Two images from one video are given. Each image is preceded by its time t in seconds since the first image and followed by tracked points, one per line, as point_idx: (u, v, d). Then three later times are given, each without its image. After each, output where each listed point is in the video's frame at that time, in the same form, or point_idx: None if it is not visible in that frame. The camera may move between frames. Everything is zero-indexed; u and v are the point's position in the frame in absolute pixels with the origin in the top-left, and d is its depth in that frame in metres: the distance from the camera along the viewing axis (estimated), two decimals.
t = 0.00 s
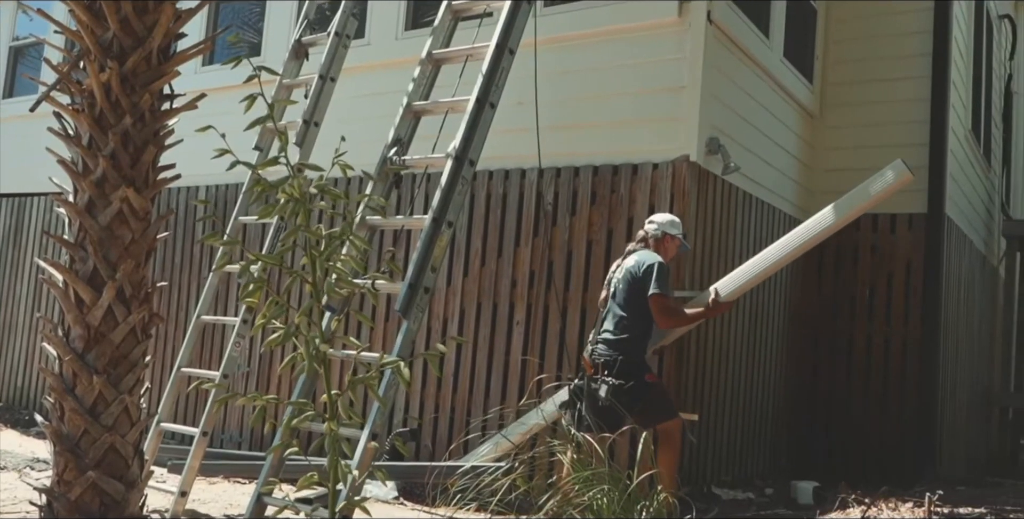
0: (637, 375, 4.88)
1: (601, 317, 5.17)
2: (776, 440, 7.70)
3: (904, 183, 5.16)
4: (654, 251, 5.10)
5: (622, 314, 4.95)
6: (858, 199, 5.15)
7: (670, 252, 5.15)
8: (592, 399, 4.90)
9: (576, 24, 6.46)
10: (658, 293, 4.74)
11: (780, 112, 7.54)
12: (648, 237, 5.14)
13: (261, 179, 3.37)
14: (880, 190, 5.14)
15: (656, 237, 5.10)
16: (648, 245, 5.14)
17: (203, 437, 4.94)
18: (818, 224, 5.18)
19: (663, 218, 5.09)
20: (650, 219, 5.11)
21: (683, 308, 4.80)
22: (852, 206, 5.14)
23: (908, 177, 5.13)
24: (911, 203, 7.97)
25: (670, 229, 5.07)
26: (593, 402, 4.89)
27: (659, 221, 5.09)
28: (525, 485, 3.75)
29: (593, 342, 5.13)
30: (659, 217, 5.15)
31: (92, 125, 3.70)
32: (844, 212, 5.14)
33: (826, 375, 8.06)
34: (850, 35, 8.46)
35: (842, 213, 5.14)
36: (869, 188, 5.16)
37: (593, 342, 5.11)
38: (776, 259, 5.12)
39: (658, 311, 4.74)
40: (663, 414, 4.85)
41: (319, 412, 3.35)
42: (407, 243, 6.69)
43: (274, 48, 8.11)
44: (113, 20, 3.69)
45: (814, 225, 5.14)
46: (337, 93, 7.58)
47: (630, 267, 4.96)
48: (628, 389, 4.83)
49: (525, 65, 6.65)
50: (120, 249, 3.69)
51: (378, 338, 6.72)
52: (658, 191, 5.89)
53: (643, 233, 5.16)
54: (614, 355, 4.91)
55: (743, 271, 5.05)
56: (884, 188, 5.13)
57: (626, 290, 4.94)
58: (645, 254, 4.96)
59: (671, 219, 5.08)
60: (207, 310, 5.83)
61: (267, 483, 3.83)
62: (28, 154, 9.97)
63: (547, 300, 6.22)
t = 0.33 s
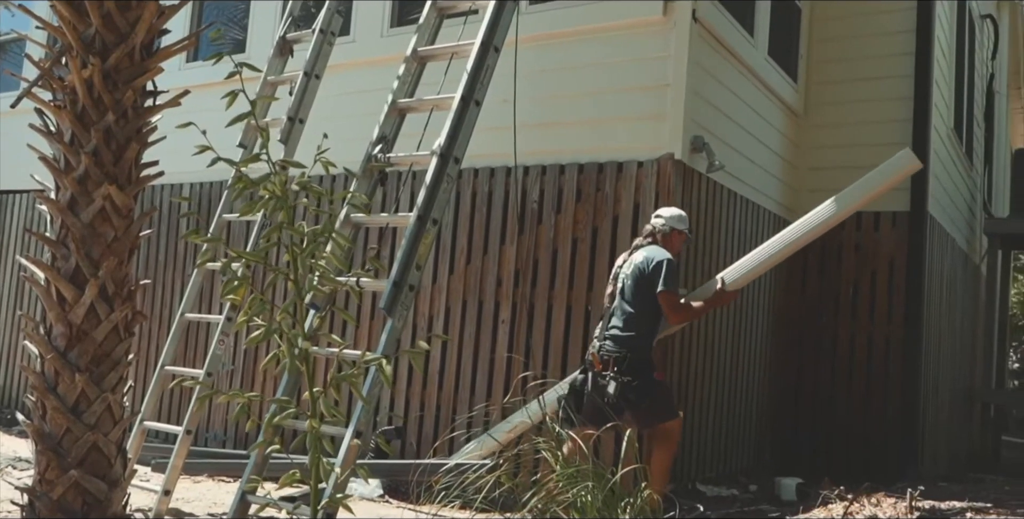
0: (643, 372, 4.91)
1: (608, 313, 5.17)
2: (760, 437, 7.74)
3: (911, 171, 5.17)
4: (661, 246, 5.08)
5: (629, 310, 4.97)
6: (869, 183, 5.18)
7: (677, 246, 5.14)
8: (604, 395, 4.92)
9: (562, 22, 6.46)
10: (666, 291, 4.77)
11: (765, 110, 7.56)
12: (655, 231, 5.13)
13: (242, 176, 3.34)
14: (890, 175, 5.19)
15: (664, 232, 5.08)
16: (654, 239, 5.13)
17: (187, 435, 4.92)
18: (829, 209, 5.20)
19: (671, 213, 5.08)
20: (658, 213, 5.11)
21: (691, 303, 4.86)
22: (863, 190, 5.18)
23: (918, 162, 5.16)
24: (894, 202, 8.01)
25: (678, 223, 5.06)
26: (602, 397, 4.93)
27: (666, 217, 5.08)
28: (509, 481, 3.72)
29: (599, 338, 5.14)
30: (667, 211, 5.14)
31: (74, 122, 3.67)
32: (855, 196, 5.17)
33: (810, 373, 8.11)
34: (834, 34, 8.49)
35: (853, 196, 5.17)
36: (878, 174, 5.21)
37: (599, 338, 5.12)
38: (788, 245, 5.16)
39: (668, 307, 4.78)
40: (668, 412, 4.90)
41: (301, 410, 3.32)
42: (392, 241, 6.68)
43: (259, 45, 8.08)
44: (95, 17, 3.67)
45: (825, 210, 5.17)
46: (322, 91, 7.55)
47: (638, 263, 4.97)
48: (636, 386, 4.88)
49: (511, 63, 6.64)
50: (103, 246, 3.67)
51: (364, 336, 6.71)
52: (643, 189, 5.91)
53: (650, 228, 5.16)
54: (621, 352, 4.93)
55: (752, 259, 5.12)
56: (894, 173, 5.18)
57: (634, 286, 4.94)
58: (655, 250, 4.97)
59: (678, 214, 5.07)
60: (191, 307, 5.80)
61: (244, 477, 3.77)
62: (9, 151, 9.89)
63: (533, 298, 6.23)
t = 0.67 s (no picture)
0: (650, 366, 4.91)
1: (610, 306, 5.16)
2: (745, 434, 7.77)
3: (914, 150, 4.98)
4: (666, 238, 5.09)
5: (635, 303, 4.96)
6: (868, 167, 5.04)
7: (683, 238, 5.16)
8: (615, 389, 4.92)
9: (547, 21, 6.45)
10: (677, 285, 4.77)
11: (749, 109, 7.58)
12: (658, 225, 5.14)
13: (223, 174, 3.33)
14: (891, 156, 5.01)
15: (669, 225, 5.10)
16: (655, 231, 5.15)
17: (171, 435, 4.89)
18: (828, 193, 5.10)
19: (675, 205, 5.11)
20: (660, 206, 5.13)
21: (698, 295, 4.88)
22: (862, 173, 5.04)
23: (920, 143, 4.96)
24: (878, 201, 8.05)
25: (683, 214, 5.09)
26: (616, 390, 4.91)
27: (670, 209, 5.11)
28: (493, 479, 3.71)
29: (602, 331, 5.14)
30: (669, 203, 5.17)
31: (56, 119, 3.65)
32: (853, 181, 5.05)
33: (794, 369, 8.16)
34: (819, 33, 8.53)
35: (851, 181, 5.05)
36: (879, 156, 5.04)
37: (602, 331, 5.11)
38: (783, 232, 5.13)
39: (678, 299, 4.78)
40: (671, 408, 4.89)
41: (282, 408, 3.31)
42: (377, 239, 6.68)
43: (243, 42, 8.04)
44: (78, 13, 3.64)
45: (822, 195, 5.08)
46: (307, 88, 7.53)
47: (646, 255, 4.97)
48: (645, 379, 4.85)
49: (496, 61, 6.64)
50: (85, 244, 3.65)
51: (350, 334, 6.70)
52: (628, 187, 5.92)
53: (653, 221, 5.18)
54: (627, 345, 4.93)
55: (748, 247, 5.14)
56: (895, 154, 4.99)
57: (640, 279, 4.96)
58: (660, 242, 4.99)
59: (681, 206, 5.10)
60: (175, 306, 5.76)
61: (224, 474, 3.75)
62: None
63: (518, 296, 6.23)
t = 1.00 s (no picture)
0: (650, 360, 4.87)
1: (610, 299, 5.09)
2: (730, 431, 7.80)
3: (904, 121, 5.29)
4: (662, 231, 5.07)
5: (634, 296, 4.92)
6: (865, 135, 5.28)
7: (677, 230, 5.15)
8: (612, 382, 4.82)
9: (532, 20, 6.45)
10: (677, 282, 4.77)
11: (734, 108, 7.60)
12: (654, 218, 5.12)
13: (204, 172, 3.31)
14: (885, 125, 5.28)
15: (664, 217, 5.08)
16: (650, 225, 5.13)
17: (154, 435, 4.85)
18: (828, 162, 5.33)
19: (669, 197, 5.11)
20: (654, 198, 5.12)
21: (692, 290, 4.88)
22: (859, 141, 5.28)
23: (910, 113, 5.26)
24: (862, 199, 8.10)
25: (678, 205, 5.10)
26: (615, 383, 4.81)
27: (664, 201, 5.10)
28: (478, 477, 3.72)
29: (600, 324, 5.07)
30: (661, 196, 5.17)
31: (37, 117, 3.62)
32: (852, 149, 5.29)
33: (778, 366, 8.20)
34: (803, 32, 8.56)
35: (850, 148, 5.30)
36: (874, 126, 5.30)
37: (600, 324, 5.04)
38: (787, 202, 5.34)
39: (674, 295, 4.77)
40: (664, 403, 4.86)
41: (264, 407, 3.29)
42: (362, 238, 6.67)
43: (228, 40, 8.00)
44: (59, 10, 3.61)
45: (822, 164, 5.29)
46: (291, 86, 7.50)
47: (645, 249, 4.94)
48: (647, 372, 4.79)
49: (482, 59, 6.63)
50: (67, 243, 3.62)
51: (335, 333, 6.70)
52: (614, 186, 5.92)
53: (649, 214, 5.16)
54: (627, 337, 4.90)
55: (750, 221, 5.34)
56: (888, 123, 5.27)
57: (640, 272, 4.92)
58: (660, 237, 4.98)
59: (676, 198, 5.10)
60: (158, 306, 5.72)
61: (204, 473, 3.70)
62: None
63: (504, 294, 6.24)
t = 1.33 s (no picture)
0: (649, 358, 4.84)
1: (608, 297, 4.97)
2: (714, 430, 7.83)
3: (886, 92, 5.13)
4: (651, 227, 5.05)
5: (631, 292, 4.87)
6: (843, 112, 5.17)
7: (663, 223, 5.12)
8: (611, 379, 4.79)
9: (518, 19, 6.45)
10: (669, 283, 4.81)
11: (719, 108, 7.62)
12: (642, 214, 5.08)
13: (185, 171, 3.28)
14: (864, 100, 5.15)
15: (653, 212, 5.05)
16: (639, 219, 5.09)
17: (138, 435, 4.80)
18: (806, 142, 5.26)
19: (656, 191, 5.06)
20: (640, 193, 5.06)
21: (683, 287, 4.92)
22: (838, 119, 5.17)
23: (890, 85, 5.12)
24: (845, 198, 8.14)
25: (665, 198, 5.06)
26: (614, 380, 4.78)
27: (653, 196, 5.05)
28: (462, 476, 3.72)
29: (595, 322, 4.98)
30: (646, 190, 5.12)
31: (18, 115, 3.59)
32: (830, 127, 5.19)
33: (763, 365, 8.24)
34: (787, 32, 8.58)
35: (829, 126, 5.19)
36: (852, 102, 5.18)
37: (597, 322, 4.96)
38: (761, 192, 5.26)
39: (667, 295, 4.85)
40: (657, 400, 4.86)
41: (246, 407, 3.27)
42: (347, 238, 6.65)
43: (212, 38, 7.96)
44: (41, 7, 3.58)
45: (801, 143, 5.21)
46: (276, 85, 7.48)
47: (639, 247, 4.86)
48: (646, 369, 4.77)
49: (467, 59, 6.62)
50: (49, 242, 3.60)
51: (320, 333, 6.68)
52: (599, 185, 5.93)
53: (637, 208, 5.10)
54: (622, 334, 4.85)
55: (729, 207, 5.29)
56: (867, 97, 5.14)
57: (636, 272, 4.85)
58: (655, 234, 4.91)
59: (663, 192, 5.06)
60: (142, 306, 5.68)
61: (185, 474, 3.65)
62: None
63: (489, 293, 6.23)
